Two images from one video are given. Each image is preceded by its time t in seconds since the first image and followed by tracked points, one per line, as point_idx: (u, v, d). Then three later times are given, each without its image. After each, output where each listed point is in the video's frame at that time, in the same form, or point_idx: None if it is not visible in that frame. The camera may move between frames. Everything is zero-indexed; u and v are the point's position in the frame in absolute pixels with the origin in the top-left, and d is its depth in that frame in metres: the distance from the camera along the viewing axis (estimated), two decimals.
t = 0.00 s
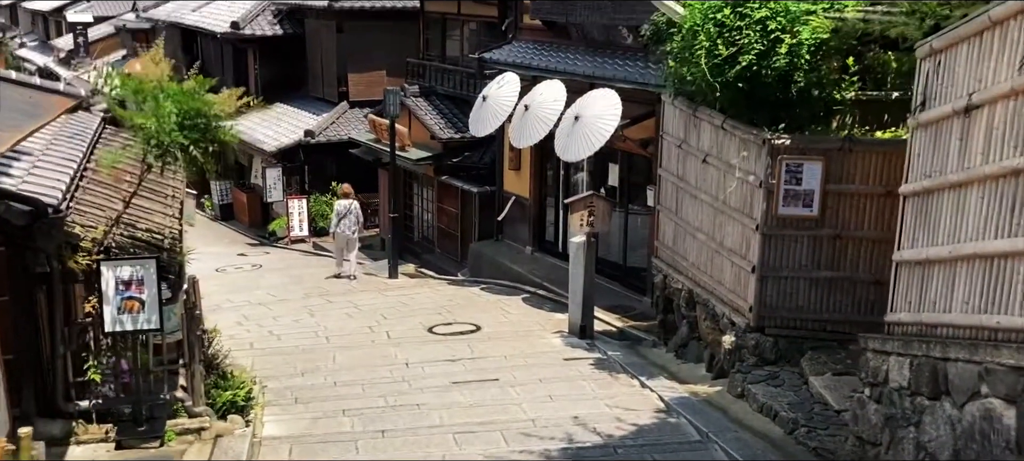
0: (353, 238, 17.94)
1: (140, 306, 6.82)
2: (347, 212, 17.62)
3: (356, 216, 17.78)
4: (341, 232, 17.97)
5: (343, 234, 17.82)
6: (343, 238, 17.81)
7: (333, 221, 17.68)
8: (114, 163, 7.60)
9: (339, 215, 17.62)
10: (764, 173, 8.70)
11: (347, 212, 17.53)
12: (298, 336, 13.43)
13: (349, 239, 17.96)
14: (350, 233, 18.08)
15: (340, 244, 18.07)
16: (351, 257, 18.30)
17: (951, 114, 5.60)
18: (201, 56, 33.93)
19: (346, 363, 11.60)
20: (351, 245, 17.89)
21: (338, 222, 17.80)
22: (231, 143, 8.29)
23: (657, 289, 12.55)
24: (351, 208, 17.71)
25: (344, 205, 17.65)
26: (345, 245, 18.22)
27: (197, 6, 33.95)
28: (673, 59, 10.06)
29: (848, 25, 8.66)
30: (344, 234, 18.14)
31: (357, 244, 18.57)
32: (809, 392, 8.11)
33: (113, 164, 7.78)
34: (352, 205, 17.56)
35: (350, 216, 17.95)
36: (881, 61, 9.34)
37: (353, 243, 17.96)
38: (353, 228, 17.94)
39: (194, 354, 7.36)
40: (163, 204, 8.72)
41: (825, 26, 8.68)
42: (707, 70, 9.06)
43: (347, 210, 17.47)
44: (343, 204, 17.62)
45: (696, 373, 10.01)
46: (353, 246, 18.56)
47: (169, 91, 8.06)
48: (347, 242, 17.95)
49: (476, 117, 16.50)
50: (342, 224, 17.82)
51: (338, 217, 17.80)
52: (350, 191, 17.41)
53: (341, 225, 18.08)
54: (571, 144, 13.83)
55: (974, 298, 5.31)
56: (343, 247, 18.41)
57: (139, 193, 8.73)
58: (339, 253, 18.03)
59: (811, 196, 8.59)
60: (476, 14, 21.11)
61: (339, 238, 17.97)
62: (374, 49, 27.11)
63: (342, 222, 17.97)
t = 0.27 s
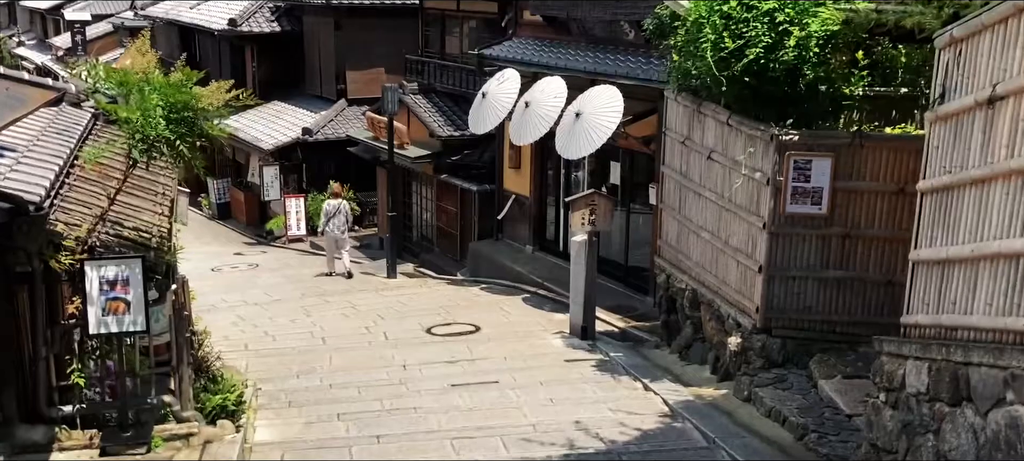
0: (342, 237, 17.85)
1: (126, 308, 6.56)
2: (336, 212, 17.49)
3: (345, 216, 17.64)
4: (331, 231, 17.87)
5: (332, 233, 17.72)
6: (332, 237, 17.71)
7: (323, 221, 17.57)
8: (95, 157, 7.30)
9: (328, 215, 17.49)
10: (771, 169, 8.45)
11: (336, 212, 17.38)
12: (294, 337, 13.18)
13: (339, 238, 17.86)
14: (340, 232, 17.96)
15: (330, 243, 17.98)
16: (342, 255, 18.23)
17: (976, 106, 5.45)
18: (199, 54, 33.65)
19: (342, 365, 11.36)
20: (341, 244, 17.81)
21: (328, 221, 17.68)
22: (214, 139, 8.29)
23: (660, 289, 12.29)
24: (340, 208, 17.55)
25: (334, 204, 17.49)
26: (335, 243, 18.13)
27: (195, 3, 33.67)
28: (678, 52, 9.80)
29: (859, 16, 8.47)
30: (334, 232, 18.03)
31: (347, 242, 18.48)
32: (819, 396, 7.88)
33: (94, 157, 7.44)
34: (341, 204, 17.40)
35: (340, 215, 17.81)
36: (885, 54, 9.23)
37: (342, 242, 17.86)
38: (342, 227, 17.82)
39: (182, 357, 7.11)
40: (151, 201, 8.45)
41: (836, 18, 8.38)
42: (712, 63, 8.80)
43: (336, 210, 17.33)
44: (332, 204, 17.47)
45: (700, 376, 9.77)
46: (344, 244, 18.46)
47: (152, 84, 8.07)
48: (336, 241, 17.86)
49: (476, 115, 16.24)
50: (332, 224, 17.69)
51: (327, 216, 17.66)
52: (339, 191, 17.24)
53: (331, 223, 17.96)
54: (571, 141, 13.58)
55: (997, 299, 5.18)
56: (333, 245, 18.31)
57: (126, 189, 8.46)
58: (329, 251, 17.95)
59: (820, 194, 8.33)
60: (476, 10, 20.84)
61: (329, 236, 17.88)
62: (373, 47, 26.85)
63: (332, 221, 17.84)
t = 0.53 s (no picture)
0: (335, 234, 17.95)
1: (116, 308, 6.37)
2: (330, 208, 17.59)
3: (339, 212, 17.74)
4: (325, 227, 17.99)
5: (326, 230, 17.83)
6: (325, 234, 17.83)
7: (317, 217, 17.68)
8: (83, 152, 7.08)
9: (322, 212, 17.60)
10: (780, 165, 8.23)
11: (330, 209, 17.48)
12: (292, 337, 12.97)
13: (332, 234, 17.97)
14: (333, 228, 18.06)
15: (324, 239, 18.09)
16: (335, 251, 18.33)
17: (998, 97, 5.42)
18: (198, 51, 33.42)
19: (341, 366, 11.14)
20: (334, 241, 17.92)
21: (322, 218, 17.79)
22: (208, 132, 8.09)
23: (665, 288, 12.07)
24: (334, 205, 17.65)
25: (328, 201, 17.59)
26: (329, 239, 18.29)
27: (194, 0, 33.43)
28: (685, 46, 9.65)
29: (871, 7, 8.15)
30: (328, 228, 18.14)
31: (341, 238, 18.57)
32: (830, 398, 7.67)
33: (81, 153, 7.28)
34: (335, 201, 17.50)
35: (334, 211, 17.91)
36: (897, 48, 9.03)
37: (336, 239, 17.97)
38: (336, 223, 17.93)
39: (174, 358, 6.89)
40: (144, 198, 8.23)
41: (848, 10, 8.26)
42: (721, 57, 8.60)
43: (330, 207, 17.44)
44: (327, 200, 17.57)
45: (707, 377, 9.54)
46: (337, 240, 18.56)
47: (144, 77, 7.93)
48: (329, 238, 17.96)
49: (478, 112, 16.02)
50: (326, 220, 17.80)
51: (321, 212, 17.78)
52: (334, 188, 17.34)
53: (325, 219, 18.07)
54: (574, 138, 13.35)
55: None
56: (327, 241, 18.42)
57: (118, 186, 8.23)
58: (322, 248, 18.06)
59: (831, 190, 8.11)
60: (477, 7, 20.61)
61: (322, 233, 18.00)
62: (373, 44, 26.62)
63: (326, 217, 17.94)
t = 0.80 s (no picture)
0: (332, 234, 18.32)
1: (106, 312, 6.18)
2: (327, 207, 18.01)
3: (336, 212, 18.16)
4: (321, 227, 18.37)
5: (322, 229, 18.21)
6: (322, 233, 18.22)
7: (314, 217, 18.09)
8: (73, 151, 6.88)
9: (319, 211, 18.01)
10: (791, 165, 8.02)
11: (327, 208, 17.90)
12: (292, 340, 12.75)
13: (328, 234, 18.35)
14: (330, 229, 18.47)
15: (321, 239, 18.44)
16: (331, 251, 18.65)
17: (1023, 93, 5.56)
18: (198, 50, 33.21)
19: (340, 369, 10.92)
20: (330, 241, 18.26)
21: (319, 217, 18.18)
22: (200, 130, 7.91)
23: (670, 290, 11.84)
24: (331, 204, 18.08)
25: (326, 200, 18.03)
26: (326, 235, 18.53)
27: None
28: (692, 42, 9.47)
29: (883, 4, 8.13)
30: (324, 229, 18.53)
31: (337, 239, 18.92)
32: (843, 405, 7.45)
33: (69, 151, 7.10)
34: (332, 200, 17.95)
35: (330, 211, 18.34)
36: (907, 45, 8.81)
37: (332, 238, 18.35)
38: (333, 223, 18.33)
39: (166, 363, 6.68)
40: (137, 198, 8.04)
41: (860, 7, 8.25)
42: (730, 53, 8.46)
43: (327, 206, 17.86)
44: (324, 200, 18.01)
45: (715, 382, 9.32)
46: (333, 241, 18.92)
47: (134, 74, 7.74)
48: (326, 237, 18.32)
49: (479, 111, 15.79)
50: (322, 220, 18.20)
51: (318, 212, 18.19)
52: (331, 188, 17.75)
53: (322, 220, 18.46)
54: (577, 137, 13.14)
55: None
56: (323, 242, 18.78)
57: (110, 186, 8.04)
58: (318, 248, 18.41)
59: (843, 191, 7.90)
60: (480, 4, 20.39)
61: (319, 233, 18.37)
62: (374, 43, 26.39)
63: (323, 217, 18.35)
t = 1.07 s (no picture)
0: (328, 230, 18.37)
1: (95, 314, 6.04)
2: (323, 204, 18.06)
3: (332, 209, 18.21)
4: (317, 224, 18.42)
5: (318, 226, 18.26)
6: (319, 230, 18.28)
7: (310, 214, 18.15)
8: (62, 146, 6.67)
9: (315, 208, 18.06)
10: (801, 162, 7.82)
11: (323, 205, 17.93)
12: (290, 341, 12.54)
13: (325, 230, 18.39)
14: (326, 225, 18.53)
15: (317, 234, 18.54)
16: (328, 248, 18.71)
17: None
18: (198, 48, 33.01)
19: (340, 371, 10.71)
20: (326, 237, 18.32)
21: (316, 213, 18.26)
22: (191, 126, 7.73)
23: (676, 290, 11.63)
24: (326, 201, 18.12)
25: (321, 197, 18.09)
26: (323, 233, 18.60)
27: None
28: (699, 37, 9.27)
29: None
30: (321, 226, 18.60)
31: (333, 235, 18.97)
32: (856, 408, 7.24)
33: (56, 148, 6.87)
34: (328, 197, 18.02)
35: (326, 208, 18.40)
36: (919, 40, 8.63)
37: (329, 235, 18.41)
38: (329, 220, 18.39)
39: (158, 366, 6.49)
40: (130, 196, 7.85)
41: None
42: (740, 47, 8.28)
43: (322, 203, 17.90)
44: (320, 197, 18.07)
45: (722, 384, 9.12)
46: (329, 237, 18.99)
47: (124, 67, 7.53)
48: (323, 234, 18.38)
49: (482, 109, 15.58)
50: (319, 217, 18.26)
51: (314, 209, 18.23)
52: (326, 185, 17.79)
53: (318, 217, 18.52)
54: (581, 135, 12.92)
55: None
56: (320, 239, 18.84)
57: (102, 184, 7.85)
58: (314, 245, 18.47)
59: (855, 188, 7.69)
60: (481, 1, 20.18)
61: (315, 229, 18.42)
62: (375, 41, 26.18)
63: (319, 214, 18.41)
